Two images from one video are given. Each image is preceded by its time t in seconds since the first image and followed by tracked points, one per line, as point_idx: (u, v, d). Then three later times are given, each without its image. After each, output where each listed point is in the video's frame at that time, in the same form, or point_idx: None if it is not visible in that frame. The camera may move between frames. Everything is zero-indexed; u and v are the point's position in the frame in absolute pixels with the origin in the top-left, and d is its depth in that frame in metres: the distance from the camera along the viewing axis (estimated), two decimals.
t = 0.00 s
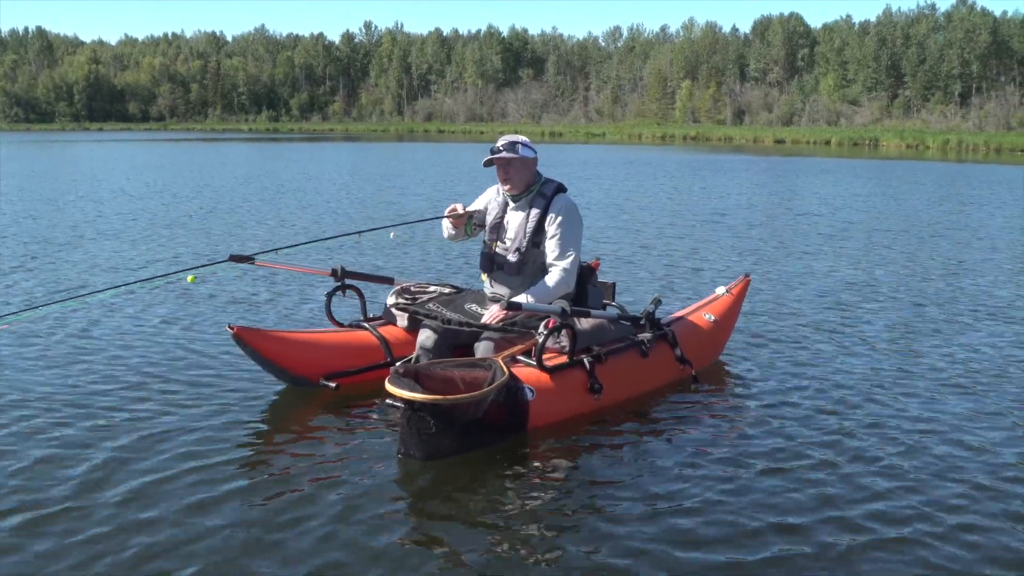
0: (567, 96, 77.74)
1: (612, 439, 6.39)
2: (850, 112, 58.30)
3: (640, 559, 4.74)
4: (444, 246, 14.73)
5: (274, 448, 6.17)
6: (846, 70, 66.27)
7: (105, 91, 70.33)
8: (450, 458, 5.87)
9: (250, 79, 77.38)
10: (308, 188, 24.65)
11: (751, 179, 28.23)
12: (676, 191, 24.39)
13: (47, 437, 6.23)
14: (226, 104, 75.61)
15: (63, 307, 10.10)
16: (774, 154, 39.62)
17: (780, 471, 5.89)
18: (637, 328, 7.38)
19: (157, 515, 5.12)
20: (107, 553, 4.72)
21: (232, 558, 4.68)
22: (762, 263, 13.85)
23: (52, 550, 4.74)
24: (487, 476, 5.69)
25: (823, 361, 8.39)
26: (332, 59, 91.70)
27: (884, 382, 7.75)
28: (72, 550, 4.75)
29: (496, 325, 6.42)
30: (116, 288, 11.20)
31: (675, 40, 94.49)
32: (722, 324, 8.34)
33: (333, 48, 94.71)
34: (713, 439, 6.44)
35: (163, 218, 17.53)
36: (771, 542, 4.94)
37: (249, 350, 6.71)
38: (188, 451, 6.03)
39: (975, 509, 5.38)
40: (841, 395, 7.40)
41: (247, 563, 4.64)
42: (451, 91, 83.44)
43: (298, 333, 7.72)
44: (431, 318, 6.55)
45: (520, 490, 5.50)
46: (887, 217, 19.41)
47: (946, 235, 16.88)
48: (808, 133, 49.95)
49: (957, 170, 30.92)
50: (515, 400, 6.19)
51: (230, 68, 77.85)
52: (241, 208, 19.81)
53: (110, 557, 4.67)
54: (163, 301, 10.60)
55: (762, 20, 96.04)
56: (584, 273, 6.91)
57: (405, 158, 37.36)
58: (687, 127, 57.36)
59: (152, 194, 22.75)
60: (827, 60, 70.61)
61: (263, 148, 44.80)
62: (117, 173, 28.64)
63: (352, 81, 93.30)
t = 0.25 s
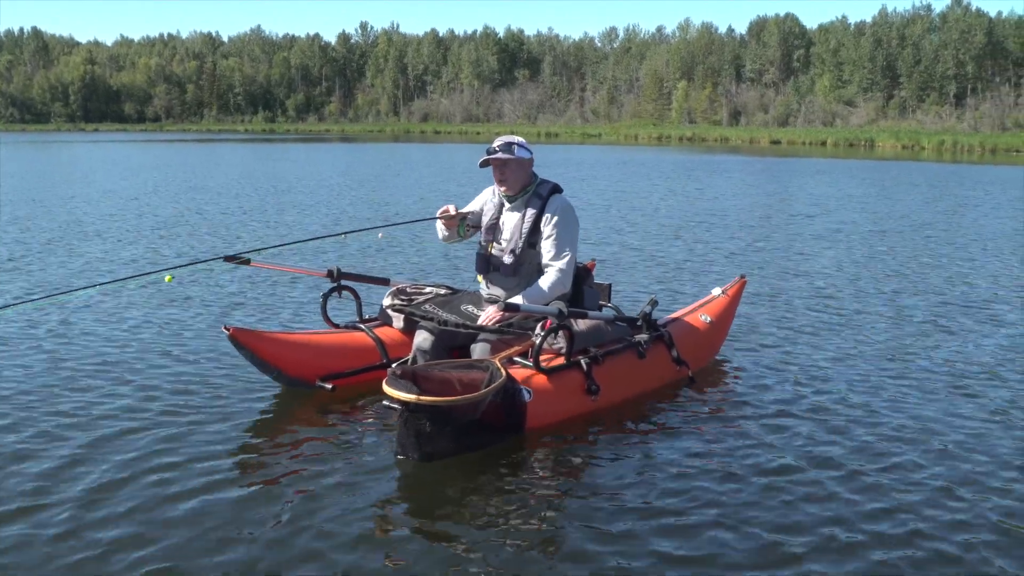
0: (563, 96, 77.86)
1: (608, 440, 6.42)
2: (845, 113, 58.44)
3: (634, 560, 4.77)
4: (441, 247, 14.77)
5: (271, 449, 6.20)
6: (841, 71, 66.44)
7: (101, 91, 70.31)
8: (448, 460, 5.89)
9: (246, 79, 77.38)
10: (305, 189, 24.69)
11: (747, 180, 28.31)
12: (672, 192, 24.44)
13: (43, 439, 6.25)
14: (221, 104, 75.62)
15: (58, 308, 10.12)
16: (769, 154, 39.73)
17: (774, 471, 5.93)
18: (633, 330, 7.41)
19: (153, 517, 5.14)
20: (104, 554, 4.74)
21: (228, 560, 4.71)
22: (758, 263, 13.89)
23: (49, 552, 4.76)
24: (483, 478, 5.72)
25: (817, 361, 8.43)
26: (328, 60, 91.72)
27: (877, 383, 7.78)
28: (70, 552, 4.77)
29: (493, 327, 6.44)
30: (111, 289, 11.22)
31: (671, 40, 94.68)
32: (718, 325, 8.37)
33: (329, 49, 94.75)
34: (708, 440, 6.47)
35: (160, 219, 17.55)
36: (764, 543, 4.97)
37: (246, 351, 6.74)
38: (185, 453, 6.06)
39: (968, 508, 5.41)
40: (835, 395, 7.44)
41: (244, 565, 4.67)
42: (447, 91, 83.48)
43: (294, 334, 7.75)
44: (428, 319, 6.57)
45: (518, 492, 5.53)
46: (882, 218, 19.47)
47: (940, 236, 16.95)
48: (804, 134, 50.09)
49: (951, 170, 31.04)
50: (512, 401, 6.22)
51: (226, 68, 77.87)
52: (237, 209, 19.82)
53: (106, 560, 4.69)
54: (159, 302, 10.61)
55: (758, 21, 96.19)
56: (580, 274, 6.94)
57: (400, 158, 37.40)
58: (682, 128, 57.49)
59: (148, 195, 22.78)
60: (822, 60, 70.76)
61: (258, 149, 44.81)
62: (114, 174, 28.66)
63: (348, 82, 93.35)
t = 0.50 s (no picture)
0: (559, 98, 77.91)
1: (606, 442, 6.41)
2: (841, 114, 58.58)
3: (632, 561, 4.77)
4: (437, 248, 14.75)
5: (268, 452, 6.18)
6: (837, 72, 66.59)
7: (96, 92, 70.16)
8: (446, 462, 5.87)
9: (242, 81, 77.34)
10: (301, 190, 24.68)
11: (743, 181, 28.33)
12: (668, 193, 24.46)
13: (38, 441, 6.24)
14: (217, 105, 75.56)
15: (52, 310, 10.09)
16: (765, 156, 39.82)
17: (770, 471, 5.92)
18: (630, 331, 7.40)
19: (151, 518, 5.14)
20: (99, 556, 4.73)
21: (225, 562, 4.70)
22: (754, 264, 13.90)
23: (45, 554, 4.75)
24: (481, 480, 5.71)
25: (813, 362, 8.43)
26: (323, 61, 91.71)
27: (873, 383, 7.79)
28: (66, 554, 4.75)
29: (489, 329, 6.42)
30: (106, 291, 11.20)
31: (666, 42, 94.79)
32: (714, 325, 8.37)
33: (325, 50, 94.71)
34: (705, 441, 6.47)
35: (157, 220, 17.54)
36: (761, 542, 4.97)
37: (241, 353, 6.71)
38: (182, 454, 6.05)
39: (963, 508, 5.41)
40: (831, 396, 7.44)
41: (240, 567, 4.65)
42: (443, 93, 83.54)
43: (290, 336, 7.72)
44: (425, 322, 6.55)
45: (517, 495, 5.51)
46: (878, 219, 19.51)
47: (936, 236, 16.99)
48: (800, 135, 50.17)
49: (947, 171, 31.10)
50: (512, 403, 6.19)
51: (222, 70, 77.81)
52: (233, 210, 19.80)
53: (102, 561, 4.68)
54: (154, 303, 10.59)
55: (754, 22, 96.34)
56: (576, 276, 6.93)
57: (396, 159, 37.39)
58: (678, 129, 57.56)
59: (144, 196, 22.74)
60: (818, 62, 70.91)
61: (254, 151, 44.76)
62: (110, 175, 28.62)
63: (344, 83, 93.32)
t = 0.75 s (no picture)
0: (556, 98, 77.89)
1: (603, 441, 6.40)
2: (837, 114, 58.62)
3: (629, 560, 4.75)
4: (433, 248, 14.74)
5: (265, 452, 6.17)
6: (833, 72, 66.66)
7: (92, 92, 70.04)
8: (444, 463, 5.85)
9: (238, 81, 77.22)
10: (298, 190, 24.66)
11: (739, 181, 28.35)
12: (664, 193, 24.46)
13: (32, 442, 6.21)
14: (213, 105, 75.45)
15: (46, 310, 10.06)
16: (761, 156, 39.88)
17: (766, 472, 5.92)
18: (627, 331, 7.39)
19: (149, 519, 5.12)
20: (95, 556, 4.72)
21: (219, 563, 4.68)
22: (750, 264, 13.90)
23: (39, 555, 4.73)
24: (478, 480, 5.70)
25: (809, 362, 8.43)
26: (320, 61, 91.61)
27: (869, 384, 7.78)
28: (62, 554, 4.74)
29: (486, 329, 6.41)
30: (101, 292, 11.16)
31: (663, 42, 94.82)
32: (710, 325, 8.36)
33: (322, 50, 94.65)
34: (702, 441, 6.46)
35: (153, 220, 17.53)
36: (756, 543, 4.97)
37: (238, 354, 6.69)
38: (177, 454, 6.04)
39: (960, 507, 5.41)
40: (828, 396, 7.44)
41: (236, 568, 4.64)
42: (439, 93, 83.53)
43: (286, 336, 7.70)
44: (421, 322, 6.54)
45: (515, 495, 5.50)
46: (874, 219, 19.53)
47: (933, 236, 17.00)
48: (796, 135, 50.19)
49: (944, 171, 31.11)
50: (509, 403, 6.18)
51: (218, 69, 77.72)
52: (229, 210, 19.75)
53: (97, 561, 4.67)
54: (148, 304, 10.56)
55: (750, 22, 96.37)
56: (573, 276, 6.91)
57: (392, 160, 37.32)
58: (675, 129, 57.56)
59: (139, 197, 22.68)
60: (814, 62, 70.95)
61: (250, 151, 44.69)
62: (106, 176, 28.58)
63: (340, 83, 93.21)
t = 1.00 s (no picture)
0: (553, 97, 77.89)
1: (602, 440, 6.42)
2: (834, 113, 58.68)
3: (624, 560, 4.77)
4: (430, 247, 14.75)
5: (264, 451, 6.19)
6: (830, 71, 66.71)
7: (89, 91, 69.99)
8: (442, 461, 5.87)
9: (235, 80, 77.14)
10: (296, 189, 24.68)
11: (736, 180, 28.37)
12: (661, 191, 24.46)
13: (28, 443, 6.22)
14: (210, 104, 75.41)
15: (42, 310, 10.06)
16: (758, 154, 39.91)
17: (762, 471, 5.93)
18: (624, 330, 7.40)
19: (149, 519, 5.13)
20: (97, 555, 4.74)
21: (217, 562, 4.70)
22: (747, 264, 13.90)
23: (38, 555, 4.73)
24: (476, 479, 5.71)
25: (805, 362, 8.44)
26: (317, 60, 91.51)
27: (865, 383, 7.79)
28: (61, 554, 4.76)
29: (484, 328, 6.43)
30: (97, 291, 11.15)
31: (660, 41, 94.88)
32: (707, 325, 8.38)
33: (319, 49, 94.61)
34: (699, 441, 6.47)
35: (151, 219, 17.53)
36: (752, 543, 4.98)
37: (235, 353, 6.71)
38: (174, 454, 6.05)
39: (953, 508, 5.44)
40: (824, 396, 7.45)
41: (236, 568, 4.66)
42: (436, 92, 83.53)
43: (283, 335, 7.71)
44: (418, 320, 6.55)
45: (513, 494, 5.52)
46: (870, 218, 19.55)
47: (928, 235, 17.03)
48: (793, 134, 50.24)
49: (940, 171, 31.15)
50: (507, 402, 6.19)
51: (215, 68, 77.67)
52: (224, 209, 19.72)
53: (96, 560, 4.70)
54: (145, 303, 10.56)
55: (747, 22, 96.38)
56: (570, 274, 6.92)
57: (390, 159, 37.27)
58: (672, 128, 57.61)
59: (136, 195, 22.66)
60: (811, 61, 70.99)
61: (248, 150, 44.67)
62: (104, 175, 28.59)
63: (337, 82, 93.18)
